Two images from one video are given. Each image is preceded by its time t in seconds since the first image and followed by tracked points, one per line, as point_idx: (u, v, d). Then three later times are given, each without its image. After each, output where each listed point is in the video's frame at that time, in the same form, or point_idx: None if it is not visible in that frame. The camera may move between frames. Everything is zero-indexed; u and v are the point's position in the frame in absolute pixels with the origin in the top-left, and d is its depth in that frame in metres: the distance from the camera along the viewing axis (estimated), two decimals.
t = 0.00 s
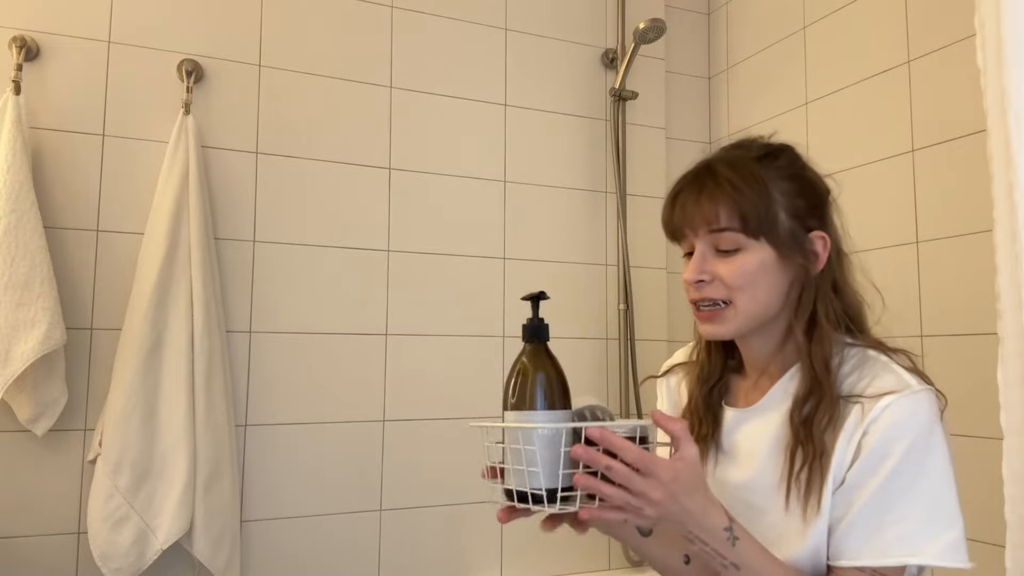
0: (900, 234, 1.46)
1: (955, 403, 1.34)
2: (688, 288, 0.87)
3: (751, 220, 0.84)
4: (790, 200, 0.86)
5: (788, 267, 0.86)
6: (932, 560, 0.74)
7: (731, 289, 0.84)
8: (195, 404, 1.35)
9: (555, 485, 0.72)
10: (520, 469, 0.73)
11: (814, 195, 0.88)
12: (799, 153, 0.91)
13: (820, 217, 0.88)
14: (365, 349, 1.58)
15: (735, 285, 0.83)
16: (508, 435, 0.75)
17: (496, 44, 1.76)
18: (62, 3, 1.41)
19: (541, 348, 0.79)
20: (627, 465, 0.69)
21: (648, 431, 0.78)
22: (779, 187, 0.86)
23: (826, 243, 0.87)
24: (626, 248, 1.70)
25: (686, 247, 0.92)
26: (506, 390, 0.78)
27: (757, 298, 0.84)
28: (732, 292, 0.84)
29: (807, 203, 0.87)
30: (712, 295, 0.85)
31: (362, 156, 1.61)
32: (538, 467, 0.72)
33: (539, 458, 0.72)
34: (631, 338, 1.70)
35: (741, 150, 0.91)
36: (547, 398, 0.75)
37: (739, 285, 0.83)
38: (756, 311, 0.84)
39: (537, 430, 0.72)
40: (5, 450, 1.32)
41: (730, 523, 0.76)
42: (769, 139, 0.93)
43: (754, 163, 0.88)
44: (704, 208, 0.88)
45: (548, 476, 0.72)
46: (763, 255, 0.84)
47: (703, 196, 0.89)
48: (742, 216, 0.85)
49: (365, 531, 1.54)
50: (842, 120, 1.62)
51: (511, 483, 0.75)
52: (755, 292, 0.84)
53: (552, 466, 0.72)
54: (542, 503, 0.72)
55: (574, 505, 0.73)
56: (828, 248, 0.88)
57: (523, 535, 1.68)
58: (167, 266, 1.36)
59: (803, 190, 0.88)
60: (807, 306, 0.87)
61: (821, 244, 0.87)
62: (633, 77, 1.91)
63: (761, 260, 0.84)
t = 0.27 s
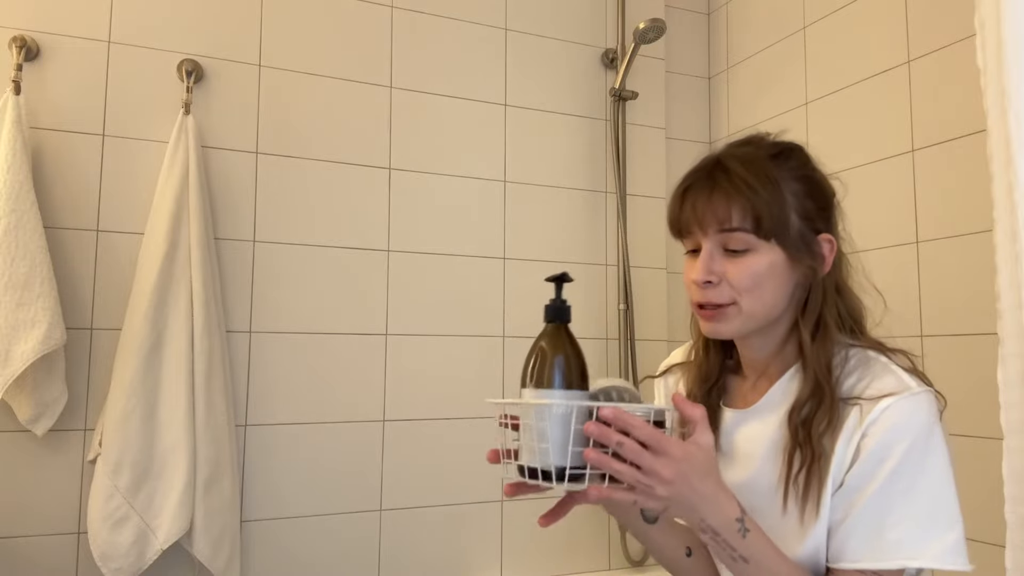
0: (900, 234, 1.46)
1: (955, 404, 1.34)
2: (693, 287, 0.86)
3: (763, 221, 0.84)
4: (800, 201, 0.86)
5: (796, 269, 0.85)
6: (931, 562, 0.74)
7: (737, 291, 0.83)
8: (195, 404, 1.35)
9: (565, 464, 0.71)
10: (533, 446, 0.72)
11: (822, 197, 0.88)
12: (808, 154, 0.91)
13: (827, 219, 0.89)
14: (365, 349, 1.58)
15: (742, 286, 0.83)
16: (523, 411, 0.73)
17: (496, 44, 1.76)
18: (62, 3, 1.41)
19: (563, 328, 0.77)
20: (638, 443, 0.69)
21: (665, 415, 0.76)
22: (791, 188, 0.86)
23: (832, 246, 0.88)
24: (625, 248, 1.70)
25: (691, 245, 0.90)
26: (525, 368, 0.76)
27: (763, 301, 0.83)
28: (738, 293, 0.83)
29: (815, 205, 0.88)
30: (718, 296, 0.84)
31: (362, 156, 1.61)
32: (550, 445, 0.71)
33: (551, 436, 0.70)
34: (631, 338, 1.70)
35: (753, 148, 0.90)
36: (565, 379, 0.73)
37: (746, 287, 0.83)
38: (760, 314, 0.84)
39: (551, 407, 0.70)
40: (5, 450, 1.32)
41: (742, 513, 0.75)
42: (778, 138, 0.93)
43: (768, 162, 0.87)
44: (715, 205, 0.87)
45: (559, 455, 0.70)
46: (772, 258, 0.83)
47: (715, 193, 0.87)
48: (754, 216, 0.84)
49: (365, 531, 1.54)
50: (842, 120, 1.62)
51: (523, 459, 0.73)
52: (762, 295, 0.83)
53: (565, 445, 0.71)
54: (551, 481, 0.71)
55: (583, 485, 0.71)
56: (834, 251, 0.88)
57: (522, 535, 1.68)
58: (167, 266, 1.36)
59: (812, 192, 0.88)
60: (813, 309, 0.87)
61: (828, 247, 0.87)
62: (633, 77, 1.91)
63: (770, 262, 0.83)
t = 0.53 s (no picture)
0: (900, 234, 1.46)
1: (955, 403, 1.34)
2: (698, 283, 0.85)
3: (773, 217, 0.84)
4: (809, 201, 0.86)
5: (804, 268, 0.85)
6: (935, 563, 0.75)
7: (743, 288, 0.83)
8: (194, 404, 1.35)
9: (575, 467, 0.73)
10: (541, 450, 0.74)
11: (830, 198, 0.89)
12: (818, 154, 0.91)
13: (835, 220, 0.89)
14: (365, 349, 1.58)
15: (748, 283, 0.82)
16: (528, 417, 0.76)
17: (496, 44, 1.76)
18: (62, 3, 1.41)
19: (564, 330, 0.80)
20: (648, 443, 0.70)
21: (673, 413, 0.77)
22: (801, 187, 0.86)
23: (840, 246, 0.87)
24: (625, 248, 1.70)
25: (697, 241, 0.90)
26: (528, 374, 0.79)
27: (769, 299, 0.83)
28: (744, 290, 0.83)
29: (824, 204, 0.88)
30: (723, 291, 0.84)
31: (363, 156, 1.61)
32: (557, 448, 0.73)
33: (557, 440, 0.73)
34: (631, 338, 1.70)
35: (763, 145, 0.90)
36: (568, 381, 0.76)
37: (753, 284, 0.82)
38: (765, 313, 0.83)
39: (555, 411, 0.73)
40: (5, 449, 1.32)
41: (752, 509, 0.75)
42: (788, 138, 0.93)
43: (779, 160, 0.87)
44: (725, 201, 0.87)
45: (567, 458, 0.73)
46: (780, 256, 0.83)
47: (725, 189, 0.87)
48: (765, 212, 0.84)
49: (365, 531, 1.54)
50: (842, 120, 1.62)
51: (533, 465, 0.75)
52: (768, 292, 0.83)
53: (572, 448, 0.73)
54: (562, 484, 0.73)
55: (594, 486, 0.74)
56: (841, 251, 0.88)
57: (522, 535, 1.68)
58: (168, 266, 1.36)
59: (821, 192, 0.88)
60: (820, 309, 0.87)
61: (835, 247, 0.87)
62: (633, 77, 1.91)
63: (778, 260, 0.83)
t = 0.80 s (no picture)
0: (900, 234, 1.46)
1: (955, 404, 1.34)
2: (707, 279, 0.86)
3: (784, 215, 0.84)
4: (821, 200, 0.86)
5: (814, 267, 0.85)
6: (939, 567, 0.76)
7: (751, 285, 0.83)
8: (194, 404, 1.35)
9: (559, 488, 0.72)
10: (525, 475, 0.73)
11: (843, 198, 0.88)
12: (831, 153, 0.91)
13: (847, 220, 0.89)
14: (365, 349, 1.58)
15: (756, 281, 0.83)
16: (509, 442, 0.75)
17: (496, 44, 1.76)
18: (61, 3, 1.41)
19: (535, 352, 0.81)
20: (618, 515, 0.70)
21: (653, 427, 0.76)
22: (813, 185, 0.86)
23: (850, 247, 0.88)
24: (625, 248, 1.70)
25: (708, 237, 0.91)
26: (506, 395, 0.80)
27: (777, 297, 0.83)
28: (752, 288, 0.83)
29: (836, 204, 0.87)
30: (731, 289, 0.84)
31: (363, 156, 1.61)
32: (542, 470, 0.72)
33: (538, 462, 0.72)
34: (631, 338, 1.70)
35: (777, 143, 0.90)
36: (545, 401, 0.77)
37: (761, 282, 0.83)
38: (773, 310, 0.84)
39: (534, 432, 0.72)
40: (4, 449, 1.32)
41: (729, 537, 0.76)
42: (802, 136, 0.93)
43: (792, 158, 0.87)
44: (736, 198, 0.87)
45: (550, 480, 0.72)
46: (789, 254, 0.84)
47: (736, 185, 0.88)
48: (775, 210, 0.84)
49: (365, 531, 1.54)
50: (842, 120, 1.61)
51: (519, 491, 0.74)
52: (777, 290, 0.83)
53: (556, 468, 0.72)
54: (549, 508, 0.72)
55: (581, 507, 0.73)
56: (851, 252, 0.88)
57: (522, 535, 1.67)
58: (168, 265, 1.36)
59: (833, 191, 0.88)
60: (830, 309, 0.87)
61: (845, 248, 0.87)
62: (633, 77, 1.91)
63: (787, 259, 0.83)
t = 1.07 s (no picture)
0: (900, 234, 1.46)
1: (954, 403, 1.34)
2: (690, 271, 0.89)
3: (756, 206, 0.85)
4: (806, 191, 0.86)
5: (796, 255, 0.85)
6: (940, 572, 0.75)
7: (726, 273, 0.84)
8: (195, 404, 1.35)
9: (538, 498, 0.74)
10: (504, 483, 0.75)
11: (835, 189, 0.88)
12: (828, 144, 0.90)
13: (840, 210, 0.87)
14: (365, 349, 1.58)
15: (731, 268, 0.84)
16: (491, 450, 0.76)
17: (496, 44, 1.76)
18: (61, 3, 1.41)
19: (522, 359, 0.81)
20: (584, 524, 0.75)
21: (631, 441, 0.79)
22: (793, 175, 0.86)
23: (841, 236, 0.86)
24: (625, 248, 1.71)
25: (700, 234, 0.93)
26: (490, 404, 0.79)
27: (754, 284, 0.84)
28: (727, 275, 0.84)
29: (825, 194, 0.87)
30: (709, 278, 0.86)
31: (363, 156, 1.61)
32: (521, 480, 0.74)
33: (518, 472, 0.74)
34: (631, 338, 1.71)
35: (768, 140, 0.92)
36: (529, 410, 0.77)
37: (736, 269, 0.84)
38: (753, 297, 0.84)
39: (517, 442, 0.74)
40: (4, 449, 1.32)
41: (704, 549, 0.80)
42: (802, 131, 0.92)
43: (773, 152, 0.88)
44: (714, 193, 0.90)
45: (528, 489, 0.74)
46: (765, 242, 0.84)
47: (714, 182, 0.91)
48: (749, 201, 0.86)
49: (366, 531, 1.55)
50: (842, 120, 1.62)
51: (499, 498, 0.76)
52: (753, 277, 0.84)
53: (535, 478, 0.74)
54: (525, 517, 0.74)
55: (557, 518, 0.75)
56: (843, 242, 0.86)
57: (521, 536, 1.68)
58: (168, 266, 1.36)
59: (821, 181, 0.87)
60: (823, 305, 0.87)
61: (835, 238, 0.86)
62: (633, 77, 1.91)
63: (762, 246, 0.84)
